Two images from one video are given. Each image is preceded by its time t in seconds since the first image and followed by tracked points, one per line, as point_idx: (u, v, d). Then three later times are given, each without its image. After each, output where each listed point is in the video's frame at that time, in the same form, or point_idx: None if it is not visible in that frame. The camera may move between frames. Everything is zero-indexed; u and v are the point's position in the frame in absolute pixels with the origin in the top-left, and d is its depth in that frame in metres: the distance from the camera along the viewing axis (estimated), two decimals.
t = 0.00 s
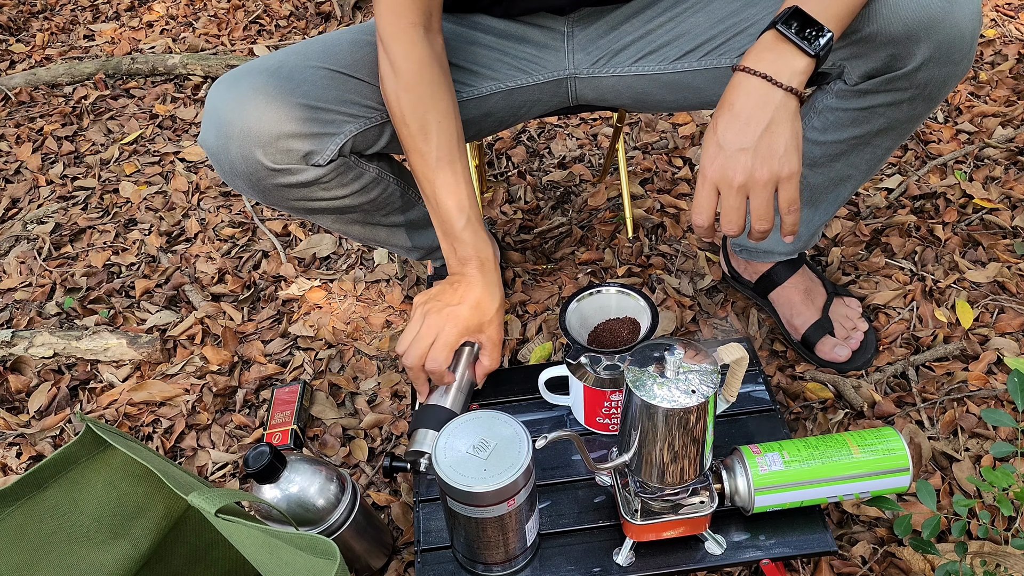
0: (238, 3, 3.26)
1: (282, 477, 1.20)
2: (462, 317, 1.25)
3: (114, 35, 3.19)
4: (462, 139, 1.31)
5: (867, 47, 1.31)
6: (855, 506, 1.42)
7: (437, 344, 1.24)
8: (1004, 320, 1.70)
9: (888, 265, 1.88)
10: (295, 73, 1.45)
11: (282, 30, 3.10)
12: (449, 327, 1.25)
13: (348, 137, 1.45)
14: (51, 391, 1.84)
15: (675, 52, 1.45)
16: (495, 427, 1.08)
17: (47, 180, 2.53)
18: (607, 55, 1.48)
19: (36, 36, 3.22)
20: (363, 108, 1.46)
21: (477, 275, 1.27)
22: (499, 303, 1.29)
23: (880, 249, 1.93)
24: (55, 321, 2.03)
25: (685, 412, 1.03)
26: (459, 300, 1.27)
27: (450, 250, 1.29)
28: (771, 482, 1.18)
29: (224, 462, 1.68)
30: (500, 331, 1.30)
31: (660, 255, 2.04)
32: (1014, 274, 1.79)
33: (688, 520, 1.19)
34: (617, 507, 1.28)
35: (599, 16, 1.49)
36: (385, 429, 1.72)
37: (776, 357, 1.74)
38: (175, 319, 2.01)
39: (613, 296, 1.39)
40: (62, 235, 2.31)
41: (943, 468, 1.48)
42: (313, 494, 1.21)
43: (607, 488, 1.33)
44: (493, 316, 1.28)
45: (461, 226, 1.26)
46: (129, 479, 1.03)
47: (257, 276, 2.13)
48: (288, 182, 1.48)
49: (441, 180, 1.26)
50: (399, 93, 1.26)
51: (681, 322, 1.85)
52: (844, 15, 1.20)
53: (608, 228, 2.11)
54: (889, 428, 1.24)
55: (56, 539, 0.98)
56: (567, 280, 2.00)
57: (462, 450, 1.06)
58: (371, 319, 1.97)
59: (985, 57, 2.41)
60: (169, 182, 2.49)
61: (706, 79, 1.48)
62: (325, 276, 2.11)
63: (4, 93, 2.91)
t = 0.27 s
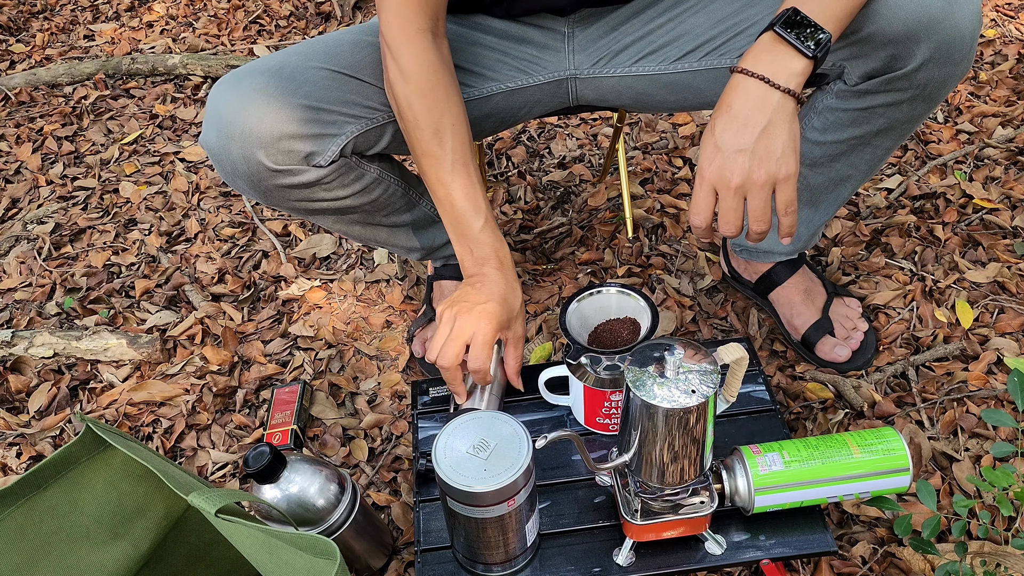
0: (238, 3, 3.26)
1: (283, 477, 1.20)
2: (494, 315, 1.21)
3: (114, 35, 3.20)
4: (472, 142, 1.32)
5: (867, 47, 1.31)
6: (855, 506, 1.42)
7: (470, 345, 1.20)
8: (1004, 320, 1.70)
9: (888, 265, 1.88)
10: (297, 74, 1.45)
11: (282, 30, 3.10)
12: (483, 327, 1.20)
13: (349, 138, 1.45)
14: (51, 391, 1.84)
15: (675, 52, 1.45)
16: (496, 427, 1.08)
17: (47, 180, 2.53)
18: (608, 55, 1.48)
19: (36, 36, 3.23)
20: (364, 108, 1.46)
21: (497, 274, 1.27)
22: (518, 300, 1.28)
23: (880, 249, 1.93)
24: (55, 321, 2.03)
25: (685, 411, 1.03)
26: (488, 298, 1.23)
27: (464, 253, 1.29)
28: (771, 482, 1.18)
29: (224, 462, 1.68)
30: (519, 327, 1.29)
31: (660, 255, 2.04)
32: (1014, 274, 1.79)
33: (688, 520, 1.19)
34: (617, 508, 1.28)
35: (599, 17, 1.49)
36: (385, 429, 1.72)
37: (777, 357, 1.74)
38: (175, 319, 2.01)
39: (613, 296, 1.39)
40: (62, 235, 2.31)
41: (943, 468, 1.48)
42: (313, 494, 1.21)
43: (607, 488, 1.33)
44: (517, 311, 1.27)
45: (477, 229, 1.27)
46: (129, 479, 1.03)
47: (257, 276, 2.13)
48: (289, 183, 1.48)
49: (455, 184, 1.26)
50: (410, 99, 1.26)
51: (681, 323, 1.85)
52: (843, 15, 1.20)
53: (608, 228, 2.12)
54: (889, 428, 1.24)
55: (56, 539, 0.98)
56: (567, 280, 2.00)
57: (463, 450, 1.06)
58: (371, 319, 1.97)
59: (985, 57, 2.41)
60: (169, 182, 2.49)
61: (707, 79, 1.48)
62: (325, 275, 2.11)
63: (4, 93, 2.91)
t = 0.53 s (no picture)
0: (238, 3, 3.26)
1: (282, 477, 1.20)
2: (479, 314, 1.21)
3: (114, 35, 3.19)
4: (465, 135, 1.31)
5: (867, 47, 1.31)
6: (855, 506, 1.42)
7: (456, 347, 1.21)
8: (1004, 320, 1.70)
9: (888, 265, 1.88)
10: (296, 73, 1.45)
11: (282, 30, 3.10)
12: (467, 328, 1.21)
13: (348, 137, 1.45)
14: (51, 391, 1.84)
15: (675, 52, 1.45)
16: (496, 427, 1.08)
17: (47, 180, 2.53)
18: (608, 55, 1.48)
19: (36, 36, 3.23)
20: (363, 107, 1.46)
21: (486, 269, 1.26)
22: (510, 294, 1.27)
23: (880, 249, 1.93)
24: (55, 321, 2.03)
25: (685, 412, 1.03)
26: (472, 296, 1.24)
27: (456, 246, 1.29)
28: (771, 482, 1.18)
29: (224, 462, 1.68)
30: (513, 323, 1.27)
31: (660, 255, 2.04)
32: (1014, 274, 1.79)
33: (688, 520, 1.19)
34: (617, 507, 1.28)
35: (599, 17, 1.49)
36: (385, 429, 1.72)
37: (776, 357, 1.74)
38: (175, 319, 2.01)
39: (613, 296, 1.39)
40: (62, 235, 2.31)
41: (943, 468, 1.48)
42: (313, 494, 1.21)
43: (607, 488, 1.33)
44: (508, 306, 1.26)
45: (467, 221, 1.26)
46: (129, 478, 1.03)
47: (257, 276, 2.13)
48: (288, 182, 1.48)
49: (447, 176, 1.26)
50: (403, 90, 1.25)
51: (681, 323, 1.85)
52: (842, 16, 1.20)
53: (608, 228, 2.12)
54: (889, 428, 1.24)
55: (56, 539, 0.98)
56: (567, 280, 2.00)
57: (463, 450, 1.06)
58: (371, 319, 1.97)
59: (985, 57, 2.41)
60: (169, 182, 2.49)
61: (707, 79, 1.48)
62: (325, 275, 2.11)
63: (4, 93, 2.91)
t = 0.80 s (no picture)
0: (238, 3, 3.26)
1: (283, 477, 1.20)
2: (488, 308, 1.08)
3: (114, 35, 3.19)
4: (446, 115, 1.26)
5: (867, 47, 1.31)
6: (855, 506, 1.42)
7: (483, 356, 1.09)
8: (1004, 320, 1.70)
9: (888, 265, 1.88)
10: (296, 73, 1.45)
11: (282, 30, 3.10)
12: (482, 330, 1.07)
13: (349, 138, 1.45)
14: (51, 391, 1.84)
15: (676, 52, 1.45)
16: (497, 428, 1.08)
17: (47, 180, 2.53)
18: (609, 55, 1.48)
19: (36, 36, 3.22)
20: (364, 108, 1.45)
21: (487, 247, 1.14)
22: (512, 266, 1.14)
23: (880, 249, 1.93)
24: (55, 321, 2.03)
25: (685, 412, 1.03)
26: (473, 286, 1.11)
27: (441, 226, 1.19)
28: (771, 482, 1.18)
29: (224, 462, 1.68)
30: (526, 295, 1.12)
31: (660, 255, 2.04)
32: (1014, 274, 1.79)
33: (688, 520, 1.19)
34: (616, 508, 1.28)
35: (599, 17, 1.49)
36: (385, 429, 1.72)
37: (776, 357, 1.74)
38: (175, 319, 2.01)
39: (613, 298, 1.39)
40: (62, 235, 2.31)
41: (943, 468, 1.48)
42: (313, 494, 1.21)
43: (607, 488, 1.33)
44: (515, 282, 1.11)
45: (445, 194, 1.17)
46: (129, 479, 1.03)
47: (257, 276, 2.13)
48: (289, 182, 1.48)
49: (421, 149, 1.20)
50: (378, 73, 1.26)
51: (681, 323, 1.85)
52: (843, 16, 1.20)
53: (608, 228, 2.12)
54: (889, 428, 1.24)
55: (55, 539, 0.98)
56: (567, 280, 2.00)
57: (463, 450, 1.06)
58: (371, 319, 1.97)
59: (985, 57, 2.41)
60: (169, 182, 2.49)
61: (707, 79, 1.48)
62: (325, 276, 2.11)
63: (4, 93, 2.91)
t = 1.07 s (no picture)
0: (238, 3, 3.26)
1: (283, 477, 1.20)
2: (518, 331, 1.09)
3: (114, 35, 3.20)
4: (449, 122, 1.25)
5: (868, 46, 1.31)
6: (855, 506, 1.42)
7: (528, 372, 1.14)
8: (1004, 320, 1.70)
9: (888, 265, 1.88)
10: (297, 74, 1.45)
11: (282, 30, 3.10)
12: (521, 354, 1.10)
13: (348, 138, 1.45)
14: (51, 391, 1.84)
15: (676, 51, 1.45)
16: (497, 428, 1.08)
17: (47, 180, 2.53)
18: (609, 54, 1.48)
19: (36, 36, 3.23)
20: (365, 108, 1.45)
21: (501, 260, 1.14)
22: (529, 274, 1.13)
23: (880, 249, 1.93)
24: (55, 321, 2.03)
25: (685, 411, 1.03)
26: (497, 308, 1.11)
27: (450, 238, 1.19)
28: (772, 482, 1.18)
29: (224, 462, 1.68)
30: (549, 301, 1.12)
31: (660, 255, 2.04)
32: (1014, 274, 1.79)
33: (688, 520, 1.19)
34: (617, 508, 1.28)
35: (599, 16, 1.48)
36: (385, 429, 1.72)
37: (776, 357, 1.74)
38: (175, 319, 2.01)
39: (613, 297, 1.39)
40: (62, 235, 2.31)
41: (943, 468, 1.48)
42: (313, 494, 1.21)
43: (607, 488, 1.33)
44: (538, 295, 1.11)
45: (450, 206, 1.17)
46: (129, 479, 1.03)
47: (257, 276, 2.13)
48: (289, 184, 1.48)
49: (422, 160, 1.21)
50: (377, 82, 1.27)
51: (681, 323, 1.85)
52: (843, 16, 1.20)
53: (608, 228, 2.12)
54: (889, 428, 1.24)
55: (56, 539, 0.98)
56: (567, 280, 2.00)
57: (464, 450, 1.06)
58: (371, 319, 1.97)
59: (985, 57, 2.41)
60: (169, 182, 2.49)
61: (708, 79, 1.48)
62: (325, 275, 2.11)
63: (4, 93, 2.91)
